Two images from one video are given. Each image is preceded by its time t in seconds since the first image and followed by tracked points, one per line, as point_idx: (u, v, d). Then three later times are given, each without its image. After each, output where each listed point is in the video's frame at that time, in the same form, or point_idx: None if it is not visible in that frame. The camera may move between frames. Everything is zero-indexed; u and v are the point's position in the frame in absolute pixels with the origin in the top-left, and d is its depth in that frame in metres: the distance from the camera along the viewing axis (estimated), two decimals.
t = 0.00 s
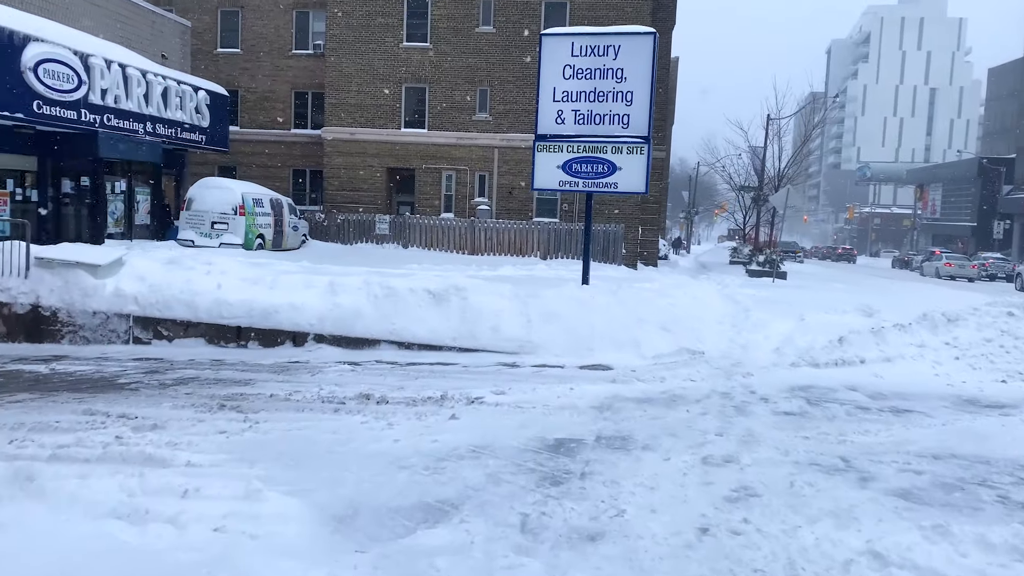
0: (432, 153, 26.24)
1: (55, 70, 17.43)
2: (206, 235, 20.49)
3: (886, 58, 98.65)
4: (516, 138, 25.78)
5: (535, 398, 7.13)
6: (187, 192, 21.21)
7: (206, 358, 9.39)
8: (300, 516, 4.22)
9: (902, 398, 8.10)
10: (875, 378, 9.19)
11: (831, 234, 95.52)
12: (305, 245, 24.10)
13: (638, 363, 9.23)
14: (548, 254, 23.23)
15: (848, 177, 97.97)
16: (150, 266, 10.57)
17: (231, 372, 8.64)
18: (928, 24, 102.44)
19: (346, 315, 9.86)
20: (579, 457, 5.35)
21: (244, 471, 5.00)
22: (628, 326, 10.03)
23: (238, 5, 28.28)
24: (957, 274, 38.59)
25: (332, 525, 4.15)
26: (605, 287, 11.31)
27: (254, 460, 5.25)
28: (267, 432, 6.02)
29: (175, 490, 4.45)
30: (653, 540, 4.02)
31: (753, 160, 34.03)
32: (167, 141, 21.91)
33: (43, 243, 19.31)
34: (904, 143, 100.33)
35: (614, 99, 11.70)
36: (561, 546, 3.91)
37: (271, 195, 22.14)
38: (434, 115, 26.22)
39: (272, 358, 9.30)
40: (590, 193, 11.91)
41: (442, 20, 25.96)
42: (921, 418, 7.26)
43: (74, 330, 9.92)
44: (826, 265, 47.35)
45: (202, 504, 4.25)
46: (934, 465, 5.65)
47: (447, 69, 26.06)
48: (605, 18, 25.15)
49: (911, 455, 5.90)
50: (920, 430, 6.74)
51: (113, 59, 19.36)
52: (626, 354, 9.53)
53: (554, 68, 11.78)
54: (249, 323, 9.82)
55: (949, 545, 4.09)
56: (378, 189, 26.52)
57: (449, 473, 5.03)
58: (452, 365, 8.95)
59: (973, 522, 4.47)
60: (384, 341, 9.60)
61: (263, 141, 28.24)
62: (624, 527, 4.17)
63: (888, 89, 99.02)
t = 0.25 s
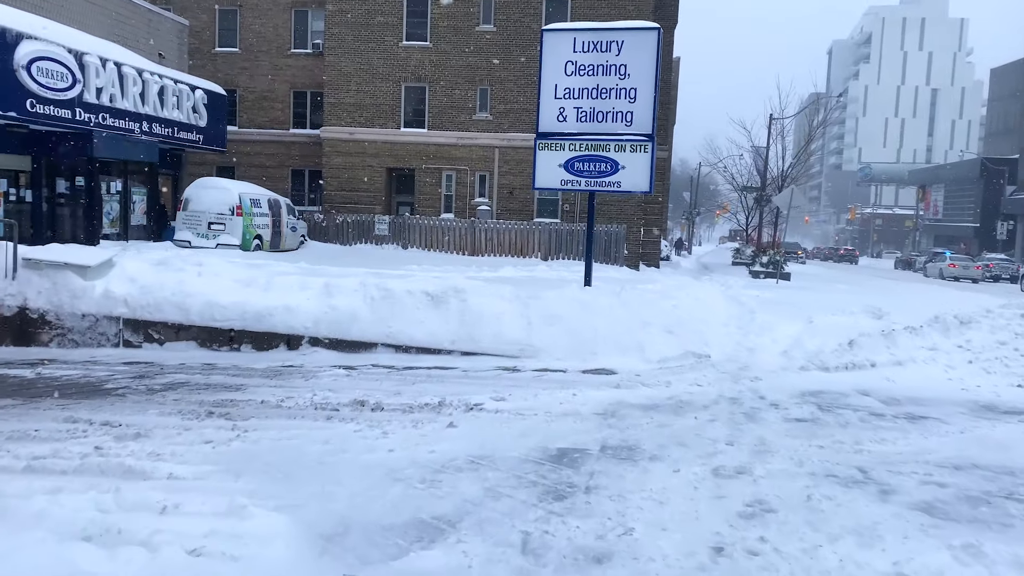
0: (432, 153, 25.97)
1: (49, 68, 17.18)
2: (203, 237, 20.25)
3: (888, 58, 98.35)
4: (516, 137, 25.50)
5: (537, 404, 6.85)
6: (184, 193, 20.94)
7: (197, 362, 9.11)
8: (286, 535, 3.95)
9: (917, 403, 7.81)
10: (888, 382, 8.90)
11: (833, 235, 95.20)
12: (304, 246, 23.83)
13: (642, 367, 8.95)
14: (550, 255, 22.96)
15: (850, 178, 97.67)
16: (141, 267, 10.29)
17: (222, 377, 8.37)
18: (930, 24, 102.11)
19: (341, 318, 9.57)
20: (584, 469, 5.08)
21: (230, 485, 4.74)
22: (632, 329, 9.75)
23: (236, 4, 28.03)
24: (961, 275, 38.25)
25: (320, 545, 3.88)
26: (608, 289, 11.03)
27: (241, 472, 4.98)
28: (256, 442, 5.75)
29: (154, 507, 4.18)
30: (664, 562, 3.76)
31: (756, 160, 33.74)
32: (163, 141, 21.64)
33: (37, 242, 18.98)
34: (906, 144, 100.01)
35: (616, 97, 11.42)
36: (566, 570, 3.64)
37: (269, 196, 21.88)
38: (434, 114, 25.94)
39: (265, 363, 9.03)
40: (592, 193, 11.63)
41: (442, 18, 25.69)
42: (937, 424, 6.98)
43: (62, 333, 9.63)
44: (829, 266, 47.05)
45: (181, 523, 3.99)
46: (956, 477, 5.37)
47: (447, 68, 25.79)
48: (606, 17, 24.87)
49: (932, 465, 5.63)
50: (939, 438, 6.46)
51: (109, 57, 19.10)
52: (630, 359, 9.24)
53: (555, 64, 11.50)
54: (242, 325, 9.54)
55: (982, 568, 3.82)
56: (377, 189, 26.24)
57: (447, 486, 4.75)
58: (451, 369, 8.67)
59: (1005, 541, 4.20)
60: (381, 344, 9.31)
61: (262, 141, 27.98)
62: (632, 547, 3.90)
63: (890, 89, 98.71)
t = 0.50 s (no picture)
0: (432, 153, 25.75)
1: (43, 67, 16.96)
2: (200, 237, 20.00)
3: (889, 58, 98.10)
4: (517, 137, 25.28)
5: (539, 411, 6.63)
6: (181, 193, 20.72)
7: (190, 366, 8.89)
8: (273, 555, 3.74)
9: (930, 408, 7.57)
10: (898, 387, 8.66)
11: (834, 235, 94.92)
12: (303, 247, 23.62)
13: (646, 371, 8.72)
14: (551, 256, 22.76)
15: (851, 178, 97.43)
16: (134, 269, 10.07)
17: (215, 382, 8.14)
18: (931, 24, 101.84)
19: (338, 321, 9.35)
20: (587, 481, 4.87)
21: (216, 498, 4.52)
22: (636, 332, 9.51)
23: (235, 3, 27.83)
24: (964, 276, 37.99)
25: (308, 565, 3.67)
26: (610, 291, 10.80)
27: (229, 484, 4.77)
28: (245, 451, 5.53)
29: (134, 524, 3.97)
30: None
31: (758, 160, 33.52)
32: (160, 141, 21.43)
33: (32, 245, 18.86)
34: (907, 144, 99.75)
35: (619, 95, 11.21)
36: None
37: (267, 196, 21.67)
38: (434, 114, 25.73)
39: (259, 367, 8.80)
40: (594, 193, 11.42)
41: (442, 17, 25.47)
42: (952, 431, 6.74)
43: (52, 336, 9.41)
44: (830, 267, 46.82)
45: (162, 542, 3.77)
46: (976, 489, 5.15)
47: (446, 68, 25.57)
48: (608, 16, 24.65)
49: (950, 476, 5.40)
50: (955, 447, 6.23)
51: (105, 56, 18.90)
52: (634, 362, 9.01)
53: (557, 61, 11.28)
54: (236, 328, 9.32)
55: None
56: (377, 190, 26.01)
57: (444, 500, 4.54)
58: (449, 374, 8.45)
59: None
60: (378, 348, 9.09)
61: (261, 141, 27.79)
62: (639, 568, 3.68)
63: (891, 89, 98.46)
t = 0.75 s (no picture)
0: (432, 153, 25.53)
1: (39, 66, 16.74)
2: (198, 238, 19.75)
3: (891, 59, 97.83)
4: (518, 137, 25.06)
5: (542, 418, 6.40)
6: (179, 194, 20.49)
7: (183, 371, 8.66)
8: None
9: (945, 414, 7.32)
10: (911, 392, 8.39)
11: (836, 236, 94.63)
12: (302, 248, 23.40)
13: (651, 376, 8.48)
14: (552, 257, 22.56)
15: (853, 179, 97.14)
16: (126, 271, 9.84)
17: (208, 388, 7.92)
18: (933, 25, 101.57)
19: (335, 324, 9.12)
20: (593, 495, 4.65)
21: (203, 514, 4.30)
22: (641, 335, 9.27)
23: (233, 2, 27.63)
24: (967, 277, 37.71)
25: None
26: (613, 293, 10.55)
27: (217, 498, 4.55)
28: (236, 461, 5.30)
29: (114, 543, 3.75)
30: None
31: (760, 160, 33.28)
32: (158, 141, 21.22)
33: (28, 246, 18.72)
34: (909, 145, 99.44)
35: (622, 92, 10.97)
36: None
37: (266, 197, 21.46)
38: (434, 114, 25.51)
39: (254, 372, 8.59)
40: (597, 192, 11.20)
41: (443, 16, 25.25)
42: (970, 438, 6.50)
43: (42, 340, 9.18)
44: (832, 268, 46.56)
45: (143, 563, 3.56)
46: (1000, 501, 4.92)
47: (447, 67, 25.35)
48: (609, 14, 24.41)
49: (971, 488, 5.18)
50: (975, 456, 5.99)
51: (101, 55, 18.68)
52: (638, 366, 8.76)
53: (559, 58, 11.05)
54: (230, 332, 9.10)
55: None
56: (377, 190, 25.79)
57: (443, 515, 4.32)
58: (450, 379, 8.22)
59: None
60: (376, 352, 8.86)
61: (260, 142, 27.59)
62: None
63: (893, 90, 98.22)
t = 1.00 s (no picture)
0: (432, 152, 25.29)
1: (32, 63, 16.50)
2: (195, 238, 19.52)
3: (892, 58, 97.57)
4: (519, 136, 24.83)
5: (544, 422, 6.15)
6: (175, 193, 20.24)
7: (175, 372, 8.43)
8: None
9: (962, 416, 7.05)
10: (924, 394, 8.07)
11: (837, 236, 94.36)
12: (300, 248, 23.17)
13: (657, 377, 8.22)
14: (553, 257, 22.33)
15: (854, 179, 96.86)
16: (118, 270, 9.60)
17: (200, 389, 7.68)
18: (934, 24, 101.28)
19: (330, 324, 8.88)
20: (599, 504, 4.40)
21: (186, 525, 4.06)
22: (645, 335, 9.02)
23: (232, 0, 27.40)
24: (970, 277, 37.40)
25: None
26: (616, 292, 10.30)
27: (201, 508, 4.31)
28: (223, 468, 5.04)
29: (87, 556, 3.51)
30: None
31: (762, 159, 33.02)
32: (154, 139, 20.98)
33: (21, 245, 18.29)
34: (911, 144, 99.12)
35: (626, 87, 10.73)
36: None
37: (264, 196, 21.22)
38: (434, 113, 25.27)
39: (248, 373, 8.35)
40: (600, 189, 10.96)
41: (442, 13, 25.00)
42: (990, 442, 6.23)
43: (31, 340, 8.93)
44: (834, 268, 46.28)
45: None
46: None
47: (446, 65, 25.12)
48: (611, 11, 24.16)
49: (995, 495, 4.92)
50: (998, 461, 5.72)
51: (97, 52, 18.44)
52: (643, 367, 8.51)
53: (560, 52, 10.81)
54: (224, 333, 8.86)
55: None
56: (376, 190, 25.55)
57: (439, 526, 4.07)
58: (449, 380, 7.98)
59: None
60: (373, 353, 8.62)
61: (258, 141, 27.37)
62: None
63: (894, 90, 97.95)
